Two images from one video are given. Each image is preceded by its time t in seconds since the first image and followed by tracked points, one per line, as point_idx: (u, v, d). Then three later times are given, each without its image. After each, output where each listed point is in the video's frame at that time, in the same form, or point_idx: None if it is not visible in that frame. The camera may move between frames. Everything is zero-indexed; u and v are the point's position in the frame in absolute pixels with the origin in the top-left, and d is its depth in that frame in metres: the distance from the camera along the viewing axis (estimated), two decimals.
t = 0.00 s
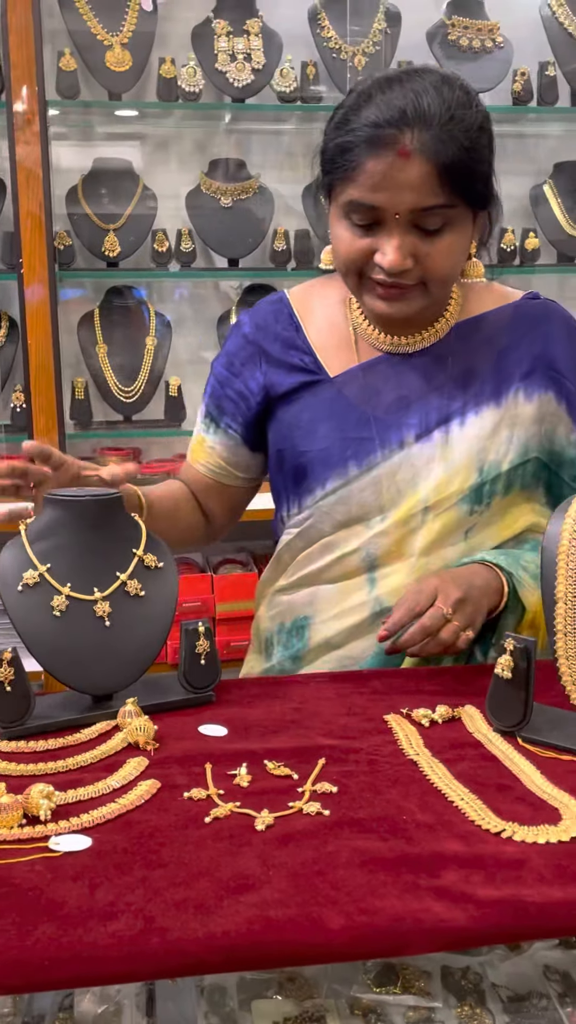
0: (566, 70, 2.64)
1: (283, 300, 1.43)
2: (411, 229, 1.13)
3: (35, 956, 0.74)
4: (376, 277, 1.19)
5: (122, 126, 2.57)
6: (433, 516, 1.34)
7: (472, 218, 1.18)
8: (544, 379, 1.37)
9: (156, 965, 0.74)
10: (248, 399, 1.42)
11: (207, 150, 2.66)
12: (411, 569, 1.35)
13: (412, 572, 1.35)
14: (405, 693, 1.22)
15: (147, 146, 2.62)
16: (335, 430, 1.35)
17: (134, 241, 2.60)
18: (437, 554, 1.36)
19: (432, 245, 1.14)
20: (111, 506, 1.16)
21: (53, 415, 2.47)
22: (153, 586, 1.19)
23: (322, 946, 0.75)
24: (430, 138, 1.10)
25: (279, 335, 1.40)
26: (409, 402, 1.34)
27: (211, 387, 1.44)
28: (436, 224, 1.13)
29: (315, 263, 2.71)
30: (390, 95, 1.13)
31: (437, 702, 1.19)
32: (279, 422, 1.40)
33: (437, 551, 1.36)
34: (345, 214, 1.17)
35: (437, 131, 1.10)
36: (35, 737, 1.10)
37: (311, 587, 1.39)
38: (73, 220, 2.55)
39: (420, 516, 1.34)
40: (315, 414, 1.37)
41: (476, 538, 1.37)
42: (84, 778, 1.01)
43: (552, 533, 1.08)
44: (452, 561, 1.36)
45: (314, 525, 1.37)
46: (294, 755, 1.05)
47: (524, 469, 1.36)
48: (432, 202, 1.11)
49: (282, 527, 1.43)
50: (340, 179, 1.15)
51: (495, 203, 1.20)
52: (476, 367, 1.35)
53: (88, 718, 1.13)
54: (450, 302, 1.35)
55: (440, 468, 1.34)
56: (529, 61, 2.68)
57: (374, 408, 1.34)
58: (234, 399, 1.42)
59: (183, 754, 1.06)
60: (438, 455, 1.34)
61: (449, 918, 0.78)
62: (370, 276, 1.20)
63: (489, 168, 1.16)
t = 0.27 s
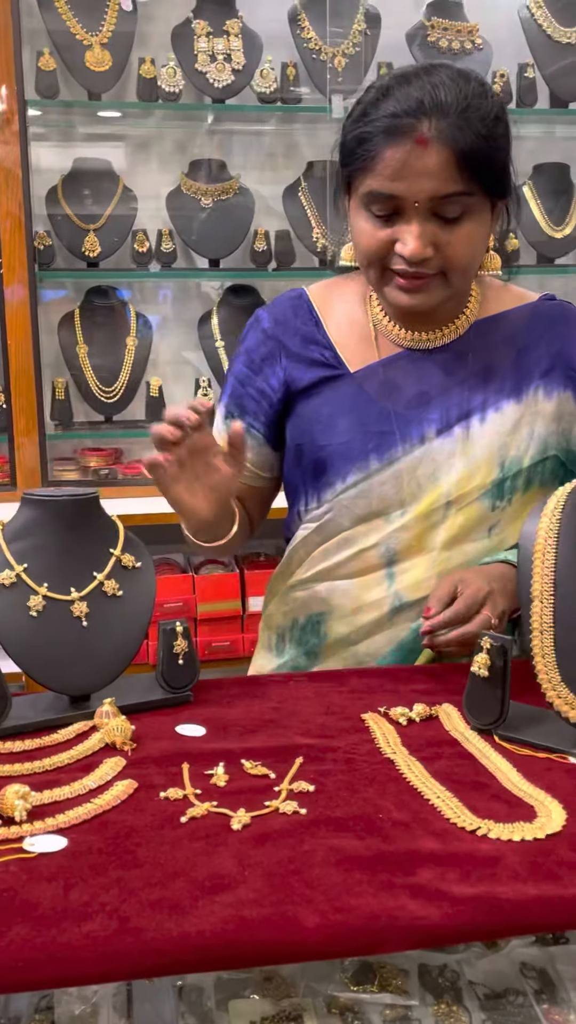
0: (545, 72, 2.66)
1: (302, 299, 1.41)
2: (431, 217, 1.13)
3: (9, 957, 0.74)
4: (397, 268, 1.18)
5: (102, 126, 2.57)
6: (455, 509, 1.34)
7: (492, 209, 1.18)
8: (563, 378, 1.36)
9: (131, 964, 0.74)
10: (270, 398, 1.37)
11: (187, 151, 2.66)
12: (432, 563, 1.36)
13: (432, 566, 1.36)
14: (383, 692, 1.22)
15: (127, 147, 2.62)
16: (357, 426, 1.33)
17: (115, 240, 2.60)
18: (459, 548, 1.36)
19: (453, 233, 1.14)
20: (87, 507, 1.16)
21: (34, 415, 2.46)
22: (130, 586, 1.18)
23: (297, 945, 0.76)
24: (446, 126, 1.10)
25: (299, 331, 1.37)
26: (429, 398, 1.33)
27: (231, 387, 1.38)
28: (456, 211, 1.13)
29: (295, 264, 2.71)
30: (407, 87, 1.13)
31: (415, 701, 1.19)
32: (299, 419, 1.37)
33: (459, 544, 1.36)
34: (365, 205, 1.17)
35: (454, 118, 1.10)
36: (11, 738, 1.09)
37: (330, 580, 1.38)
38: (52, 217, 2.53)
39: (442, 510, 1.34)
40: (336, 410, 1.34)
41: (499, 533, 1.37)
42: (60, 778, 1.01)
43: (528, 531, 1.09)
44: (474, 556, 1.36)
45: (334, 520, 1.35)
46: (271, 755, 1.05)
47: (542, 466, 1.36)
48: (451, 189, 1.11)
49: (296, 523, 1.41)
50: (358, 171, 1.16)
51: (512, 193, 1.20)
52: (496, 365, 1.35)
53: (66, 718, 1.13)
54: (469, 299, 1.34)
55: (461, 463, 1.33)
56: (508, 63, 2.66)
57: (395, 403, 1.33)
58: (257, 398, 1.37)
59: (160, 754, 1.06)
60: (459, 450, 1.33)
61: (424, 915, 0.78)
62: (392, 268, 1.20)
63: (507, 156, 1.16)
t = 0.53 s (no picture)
0: (513, 69, 2.67)
1: (279, 287, 1.38)
2: (418, 204, 1.13)
3: None
4: (383, 255, 1.18)
5: (69, 119, 2.55)
6: (436, 503, 1.34)
7: (476, 196, 1.18)
8: (541, 372, 1.37)
9: (96, 963, 0.74)
10: (253, 390, 1.35)
11: (155, 145, 2.65)
12: (413, 558, 1.35)
13: (414, 560, 1.35)
14: (353, 688, 1.22)
15: (94, 141, 2.60)
16: (339, 417, 1.32)
17: (83, 235, 2.58)
18: (441, 542, 1.36)
19: (438, 220, 1.14)
20: (52, 503, 1.14)
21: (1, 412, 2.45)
22: (97, 583, 1.17)
23: (264, 941, 0.75)
24: (433, 111, 1.10)
25: (278, 321, 1.35)
26: (410, 390, 1.33)
27: (212, 384, 1.34)
28: (442, 198, 1.13)
29: (265, 260, 2.71)
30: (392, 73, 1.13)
31: (384, 696, 1.19)
32: (282, 411, 1.35)
33: (442, 538, 1.36)
34: (350, 191, 1.16)
35: (440, 104, 1.10)
36: None
37: (308, 573, 1.37)
38: (19, 212, 2.52)
39: (424, 504, 1.33)
40: (318, 401, 1.33)
41: (481, 528, 1.37)
42: (26, 777, 1.00)
43: (495, 528, 1.08)
44: (455, 550, 1.36)
45: (314, 514, 1.34)
46: (240, 751, 1.05)
47: (523, 460, 1.37)
48: (438, 175, 1.11)
49: (272, 515, 1.40)
50: (343, 157, 1.15)
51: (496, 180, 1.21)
52: (475, 359, 1.35)
53: (32, 716, 1.12)
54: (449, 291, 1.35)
55: (443, 457, 1.33)
56: (477, 58, 2.67)
57: (376, 395, 1.32)
58: (242, 393, 1.34)
59: (127, 752, 1.05)
60: (440, 444, 1.33)
61: (392, 911, 0.78)
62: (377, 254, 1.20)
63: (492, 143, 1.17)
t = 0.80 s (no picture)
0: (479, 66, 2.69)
1: (221, 286, 1.36)
2: (361, 198, 1.13)
3: None
4: (326, 252, 1.17)
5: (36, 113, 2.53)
6: (389, 502, 1.32)
7: (418, 190, 1.19)
8: (487, 365, 1.37)
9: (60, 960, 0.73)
10: (203, 391, 1.31)
11: (122, 139, 2.63)
12: (368, 558, 1.32)
13: (368, 560, 1.32)
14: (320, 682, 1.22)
15: (62, 136, 2.59)
16: (288, 418, 1.29)
17: (50, 230, 2.56)
18: (395, 541, 1.33)
19: (382, 213, 1.15)
20: (16, 498, 1.14)
21: None
22: (63, 580, 1.17)
23: (230, 935, 0.75)
24: (373, 103, 1.10)
25: (223, 319, 1.33)
26: (359, 387, 1.31)
27: (161, 387, 1.29)
28: (385, 191, 1.14)
29: (233, 255, 2.70)
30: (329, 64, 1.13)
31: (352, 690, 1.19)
32: (230, 412, 1.32)
33: (395, 538, 1.33)
34: (291, 187, 1.16)
35: (380, 95, 1.11)
36: None
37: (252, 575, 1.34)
38: None
39: (377, 503, 1.31)
40: (267, 401, 1.31)
41: (436, 525, 1.36)
42: None
43: (460, 522, 1.09)
44: (409, 548, 1.34)
45: (266, 517, 1.31)
46: (207, 747, 1.04)
47: (472, 454, 1.36)
48: (380, 167, 1.12)
49: (223, 519, 1.37)
50: (284, 150, 1.15)
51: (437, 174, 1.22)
52: (423, 355, 1.35)
53: None
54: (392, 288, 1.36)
55: (394, 454, 1.31)
56: (445, 55, 2.71)
57: (325, 393, 1.30)
58: (192, 395, 1.30)
59: (94, 749, 1.04)
60: (391, 441, 1.31)
61: (357, 904, 0.78)
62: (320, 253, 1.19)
63: (432, 136, 1.18)
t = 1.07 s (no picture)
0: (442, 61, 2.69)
1: (132, 279, 1.33)
2: (279, 185, 1.13)
3: None
4: (246, 242, 1.17)
5: None
6: (314, 504, 1.31)
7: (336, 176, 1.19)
8: (409, 359, 1.36)
9: (9, 958, 0.73)
10: (117, 392, 1.30)
11: (83, 131, 2.61)
12: (293, 564, 1.31)
13: (296, 565, 1.31)
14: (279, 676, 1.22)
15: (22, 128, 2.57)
16: (207, 419, 1.29)
17: (10, 222, 2.54)
18: (321, 545, 1.32)
19: (301, 201, 1.15)
20: None
21: None
22: (18, 575, 1.16)
23: (181, 930, 0.75)
24: (286, 87, 1.10)
25: (135, 315, 1.31)
26: (279, 386, 1.31)
27: (74, 390, 1.28)
28: (303, 178, 1.14)
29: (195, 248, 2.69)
30: (238, 49, 1.13)
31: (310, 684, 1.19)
32: (146, 413, 1.32)
33: (322, 541, 1.33)
34: (205, 177, 1.15)
35: (294, 78, 1.11)
36: None
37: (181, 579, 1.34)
38: None
39: (302, 505, 1.30)
40: (184, 403, 1.30)
41: (359, 526, 1.34)
42: None
43: (417, 515, 1.09)
44: (336, 552, 1.33)
45: (188, 522, 1.31)
46: (163, 742, 1.04)
47: (397, 453, 1.35)
48: (297, 153, 1.12)
49: (142, 524, 1.36)
50: (196, 140, 1.15)
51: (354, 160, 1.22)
52: (343, 351, 1.34)
53: None
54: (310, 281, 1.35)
55: (318, 455, 1.31)
56: (406, 49, 2.74)
57: (245, 393, 1.30)
58: (105, 397, 1.29)
59: (48, 745, 1.03)
60: (313, 442, 1.31)
61: (309, 897, 0.78)
62: (238, 243, 1.19)
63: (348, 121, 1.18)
